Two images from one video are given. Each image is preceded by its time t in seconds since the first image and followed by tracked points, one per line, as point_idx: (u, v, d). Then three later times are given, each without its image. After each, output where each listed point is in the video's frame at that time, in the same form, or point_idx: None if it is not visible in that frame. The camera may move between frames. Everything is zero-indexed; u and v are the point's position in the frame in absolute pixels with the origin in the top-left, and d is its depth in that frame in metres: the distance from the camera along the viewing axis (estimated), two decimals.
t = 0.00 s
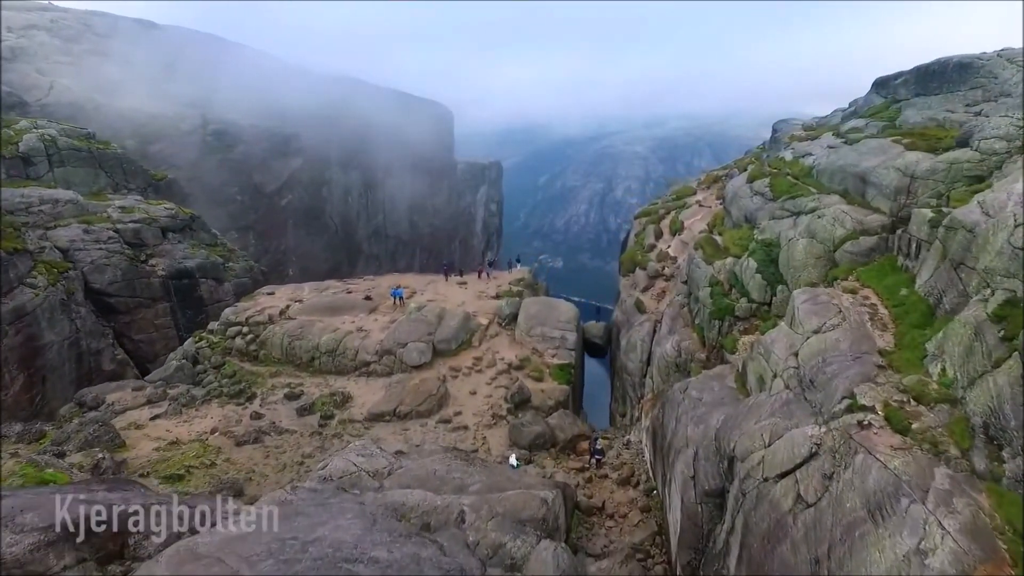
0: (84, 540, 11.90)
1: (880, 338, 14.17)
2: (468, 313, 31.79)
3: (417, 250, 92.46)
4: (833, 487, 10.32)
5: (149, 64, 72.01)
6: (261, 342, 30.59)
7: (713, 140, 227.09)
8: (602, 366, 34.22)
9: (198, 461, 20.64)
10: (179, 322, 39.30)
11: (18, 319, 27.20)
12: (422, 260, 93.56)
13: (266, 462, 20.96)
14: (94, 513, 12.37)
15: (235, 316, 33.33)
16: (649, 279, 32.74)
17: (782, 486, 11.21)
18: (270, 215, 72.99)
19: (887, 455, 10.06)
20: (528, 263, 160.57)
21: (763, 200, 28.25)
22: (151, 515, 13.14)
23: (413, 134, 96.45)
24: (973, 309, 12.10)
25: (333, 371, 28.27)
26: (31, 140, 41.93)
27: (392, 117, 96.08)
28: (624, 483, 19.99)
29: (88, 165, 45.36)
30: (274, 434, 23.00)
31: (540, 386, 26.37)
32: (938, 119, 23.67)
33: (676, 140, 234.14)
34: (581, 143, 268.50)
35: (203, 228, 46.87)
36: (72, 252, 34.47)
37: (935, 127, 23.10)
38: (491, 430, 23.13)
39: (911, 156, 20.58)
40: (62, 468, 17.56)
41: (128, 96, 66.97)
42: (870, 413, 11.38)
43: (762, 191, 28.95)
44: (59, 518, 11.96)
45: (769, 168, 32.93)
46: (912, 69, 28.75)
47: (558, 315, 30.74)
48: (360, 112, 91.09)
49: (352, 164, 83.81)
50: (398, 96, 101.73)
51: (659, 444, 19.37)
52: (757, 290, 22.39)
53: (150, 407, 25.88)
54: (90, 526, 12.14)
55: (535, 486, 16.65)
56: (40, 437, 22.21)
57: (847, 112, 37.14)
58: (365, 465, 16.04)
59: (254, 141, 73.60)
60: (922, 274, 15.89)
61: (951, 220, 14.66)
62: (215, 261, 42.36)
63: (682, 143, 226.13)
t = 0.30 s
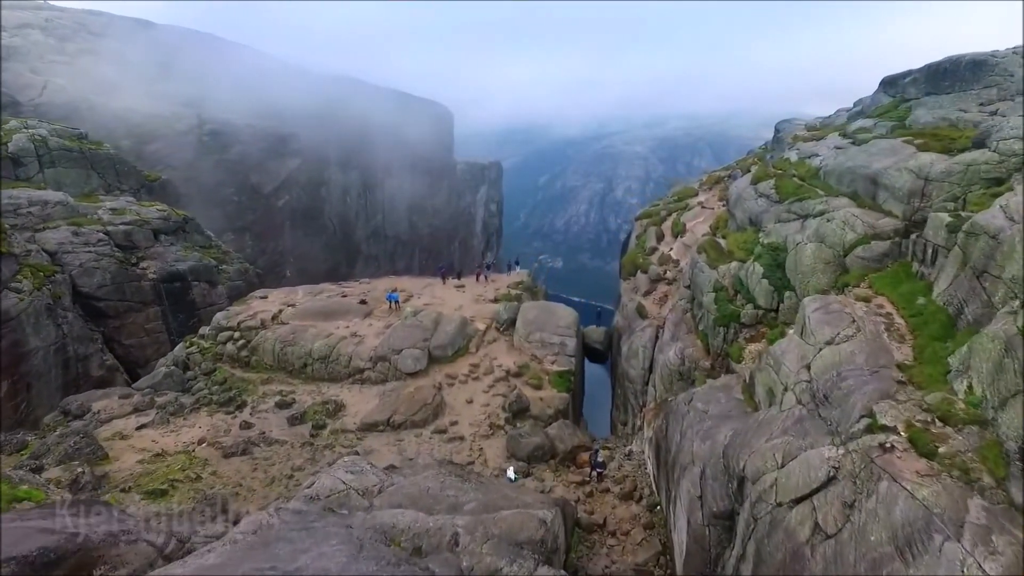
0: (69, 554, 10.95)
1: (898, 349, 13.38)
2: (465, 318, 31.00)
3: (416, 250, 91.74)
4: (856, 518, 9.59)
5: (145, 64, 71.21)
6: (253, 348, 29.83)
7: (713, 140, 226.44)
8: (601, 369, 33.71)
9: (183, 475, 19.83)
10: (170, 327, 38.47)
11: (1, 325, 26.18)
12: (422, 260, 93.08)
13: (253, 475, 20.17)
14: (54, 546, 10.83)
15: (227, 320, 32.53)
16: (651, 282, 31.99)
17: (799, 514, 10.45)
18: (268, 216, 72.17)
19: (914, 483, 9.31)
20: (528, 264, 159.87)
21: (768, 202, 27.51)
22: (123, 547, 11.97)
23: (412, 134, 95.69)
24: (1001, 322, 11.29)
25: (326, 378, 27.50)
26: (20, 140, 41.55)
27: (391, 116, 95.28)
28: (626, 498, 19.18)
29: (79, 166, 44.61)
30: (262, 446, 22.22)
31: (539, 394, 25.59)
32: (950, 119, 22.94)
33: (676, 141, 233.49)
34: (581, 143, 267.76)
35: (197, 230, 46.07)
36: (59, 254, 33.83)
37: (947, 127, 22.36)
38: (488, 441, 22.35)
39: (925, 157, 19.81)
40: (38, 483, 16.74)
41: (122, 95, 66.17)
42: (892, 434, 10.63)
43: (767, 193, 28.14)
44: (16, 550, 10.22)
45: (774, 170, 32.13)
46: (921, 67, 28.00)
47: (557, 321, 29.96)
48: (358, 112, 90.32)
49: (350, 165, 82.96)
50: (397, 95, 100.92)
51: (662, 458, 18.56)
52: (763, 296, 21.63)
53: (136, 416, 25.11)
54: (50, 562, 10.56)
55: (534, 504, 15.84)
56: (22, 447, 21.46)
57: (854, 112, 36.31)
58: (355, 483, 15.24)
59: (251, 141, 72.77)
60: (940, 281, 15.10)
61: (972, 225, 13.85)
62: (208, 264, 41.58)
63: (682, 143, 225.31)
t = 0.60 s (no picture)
0: None
1: (922, 367, 12.44)
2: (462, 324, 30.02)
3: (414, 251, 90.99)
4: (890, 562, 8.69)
5: (139, 62, 70.20)
6: (242, 355, 28.87)
7: (714, 140, 225.57)
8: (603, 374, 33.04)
9: (163, 492, 18.87)
10: (160, 332, 37.61)
11: None
12: (420, 262, 93.06)
13: (238, 492, 19.20)
14: None
15: (216, 326, 31.56)
16: (654, 287, 31.03)
17: (823, 553, 9.54)
18: (262, 216, 70.51)
19: (955, 524, 8.41)
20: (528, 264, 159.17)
21: (775, 205, 26.55)
22: None
23: (411, 134, 94.72)
24: None
25: (317, 387, 26.55)
26: (7, 140, 40.95)
27: (390, 116, 94.29)
28: (629, 517, 18.25)
29: (69, 167, 43.62)
30: (248, 460, 21.26)
31: (537, 405, 24.64)
32: (966, 118, 21.99)
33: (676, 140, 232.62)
34: (581, 143, 266.99)
35: (188, 232, 45.15)
36: (43, 258, 33.12)
37: (964, 127, 21.41)
38: (484, 455, 21.40)
39: (942, 158, 18.82)
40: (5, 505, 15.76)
41: (116, 95, 65.11)
42: (924, 463, 9.76)
43: (774, 195, 27.22)
44: None
45: (780, 171, 31.10)
46: (935, 65, 27.03)
47: (557, 327, 28.97)
48: (356, 111, 89.27)
49: (348, 164, 82.02)
50: (395, 95, 99.92)
51: (667, 476, 17.61)
52: (770, 303, 20.67)
53: (119, 427, 24.14)
54: None
55: (532, 527, 14.88)
56: None
57: (862, 111, 35.32)
58: (340, 508, 14.29)
59: (247, 140, 71.76)
60: (965, 291, 14.10)
61: (1001, 231, 12.81)
62: (199, 267, 40.61)
63: (682, 143, 224.27)
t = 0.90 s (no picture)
0: None
1: (948, 384, 11.72)
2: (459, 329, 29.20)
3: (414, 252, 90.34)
4: None
5: (135, 61, 69.31)
6: (232, 361, 28.05)
7: (714, 140, 224.84)
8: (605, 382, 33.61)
9: (145, 508, 18.04)
10: (151, 336, 36.61)
11: None
12: (419, 263, 92.34)
13: (223, 507, 18.35)
14: None
15: (207, 331, 30.73)
16: (656, 291, 30.23)
17: None
18: (260, 217, 69.63)
19: (994, 565, 7.69)
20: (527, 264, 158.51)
21: (782, 206, 25.82)
22: None
23: (410, 133, 93.94)
24: None
25: (310, 395, 25.76)
26: None
27: (388, 116, 93.52)
28: (633, 534, 17.46)
29: (58, 167, 42.90)
30: (236, 472, 20.45)
31: (536, 414, 23.86)
32: (982, 118, 21.25)
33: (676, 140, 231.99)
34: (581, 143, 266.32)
35: (181, 234, 44.47)
36: (31, 260, 32.30)
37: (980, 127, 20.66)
38: (481, 468, 20.60)
39: (959, 159, 18.06)
40: None
41: (111, 94, 64.22)
42: (954, 492, 9.02)
43: (781, 197, 26.47)
44: None
45: (786, 171, 30.36)
46: (946, 63, 26.26)
47: (557, 332, 28.16)
48: (354, 110, 88.38)
49: (347, 164, 81.25)
50: (393, 95, 99.21)
51: (672, 492, 16.81)
52: (779, 310, 19.99)
53: (103, 436, 23.32)
54: None
55: (530, 549, 14.06)
56: None
57: (869, 110, 34.56)
58: (327, 530, 13.50)
59: (244, 140, 70.91)
60: (989, 299, 13.40)
61: None
62: (192, 269, 39.77)
63: (681, 143, 223.58)
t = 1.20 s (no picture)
0: None
1: (978, 402, 10.92)
2: (456, 335, 28.37)
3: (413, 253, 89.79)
4: None
5: (129, 60, 68.25)
6: (222, 368, 27.23)
7: (714, 139, 224.03)
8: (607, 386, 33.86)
9: (125, 524, 17.20)
10: (141, 339, 35.85)
11: None
12: (419, 264, 91.46)
13: (206, 524, 17.50)
14: None
15: (197, 335, 29.92)
16: (659, 295, 29.40)
17: None
18: (256, 217, 68.81)
19: None
20: (528, 264, 157.90)
21: (789, 208, 25.02)
22: None
23: (409, 133, 93.11)
24: None
25: (301, 403, 24.94)
26: None
27: (387, 116, 92.73)
28: (635, 553, 16.68)
29: (48, 168, 42.03)
30: (221, 486, 19.61)
31: (535, 423, 23.06)
32: (999, 117, 20.43)
33: (677, 140, 231.16)
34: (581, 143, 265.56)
35: (174, 235, 43.76)
36: (16, 263, 31.33)
37: (997, 126, 19.83)
38: (478, 481, 19.78)
39: (979, 159, 17.22)
40: None
41: (105, 93, 63.13)
42: (994, 528, 8.42)
43: (789, 199, 25.65)
44: None
45: (792, 172, 29.55)
46: (959, 60, 25.43)
47: (556, 337, 27.32)
48: (353, 110, 87.47)
49: (345, 164, 80.39)
50: (392, 95, 98.39)
51: (677, 510, 16.01)
52: (789, 317, 19.19)
53: (87, 447, 22.50)
54: None
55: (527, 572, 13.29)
56: None
57: (877, 110, 33.72)
58: (312, 555, 12.75)
59: (240, 140, 70.01)
60: (1017, 309, 12.61)
61: None
62: (184, 271, 38.93)
63: (682, 143, 222.83)
